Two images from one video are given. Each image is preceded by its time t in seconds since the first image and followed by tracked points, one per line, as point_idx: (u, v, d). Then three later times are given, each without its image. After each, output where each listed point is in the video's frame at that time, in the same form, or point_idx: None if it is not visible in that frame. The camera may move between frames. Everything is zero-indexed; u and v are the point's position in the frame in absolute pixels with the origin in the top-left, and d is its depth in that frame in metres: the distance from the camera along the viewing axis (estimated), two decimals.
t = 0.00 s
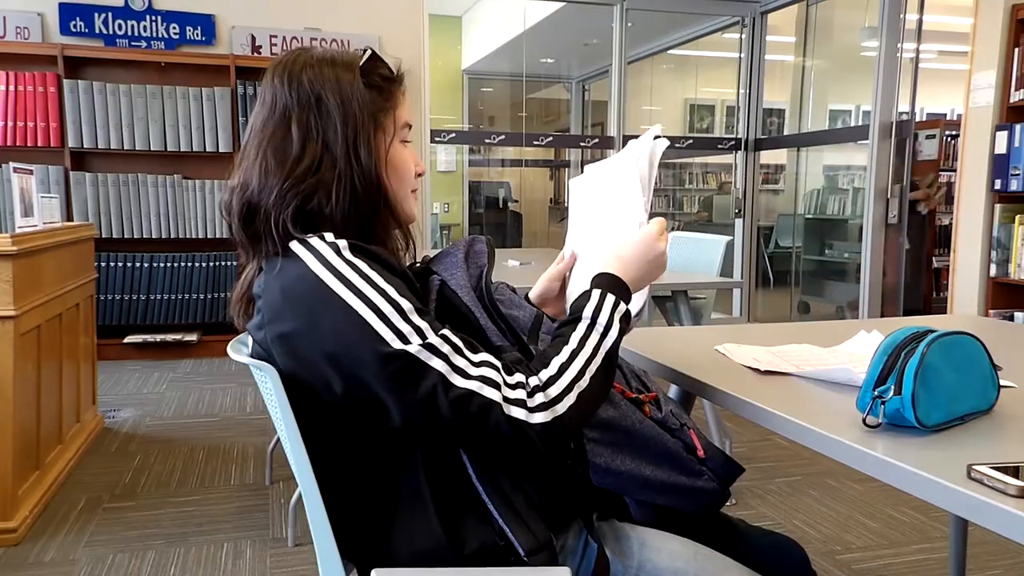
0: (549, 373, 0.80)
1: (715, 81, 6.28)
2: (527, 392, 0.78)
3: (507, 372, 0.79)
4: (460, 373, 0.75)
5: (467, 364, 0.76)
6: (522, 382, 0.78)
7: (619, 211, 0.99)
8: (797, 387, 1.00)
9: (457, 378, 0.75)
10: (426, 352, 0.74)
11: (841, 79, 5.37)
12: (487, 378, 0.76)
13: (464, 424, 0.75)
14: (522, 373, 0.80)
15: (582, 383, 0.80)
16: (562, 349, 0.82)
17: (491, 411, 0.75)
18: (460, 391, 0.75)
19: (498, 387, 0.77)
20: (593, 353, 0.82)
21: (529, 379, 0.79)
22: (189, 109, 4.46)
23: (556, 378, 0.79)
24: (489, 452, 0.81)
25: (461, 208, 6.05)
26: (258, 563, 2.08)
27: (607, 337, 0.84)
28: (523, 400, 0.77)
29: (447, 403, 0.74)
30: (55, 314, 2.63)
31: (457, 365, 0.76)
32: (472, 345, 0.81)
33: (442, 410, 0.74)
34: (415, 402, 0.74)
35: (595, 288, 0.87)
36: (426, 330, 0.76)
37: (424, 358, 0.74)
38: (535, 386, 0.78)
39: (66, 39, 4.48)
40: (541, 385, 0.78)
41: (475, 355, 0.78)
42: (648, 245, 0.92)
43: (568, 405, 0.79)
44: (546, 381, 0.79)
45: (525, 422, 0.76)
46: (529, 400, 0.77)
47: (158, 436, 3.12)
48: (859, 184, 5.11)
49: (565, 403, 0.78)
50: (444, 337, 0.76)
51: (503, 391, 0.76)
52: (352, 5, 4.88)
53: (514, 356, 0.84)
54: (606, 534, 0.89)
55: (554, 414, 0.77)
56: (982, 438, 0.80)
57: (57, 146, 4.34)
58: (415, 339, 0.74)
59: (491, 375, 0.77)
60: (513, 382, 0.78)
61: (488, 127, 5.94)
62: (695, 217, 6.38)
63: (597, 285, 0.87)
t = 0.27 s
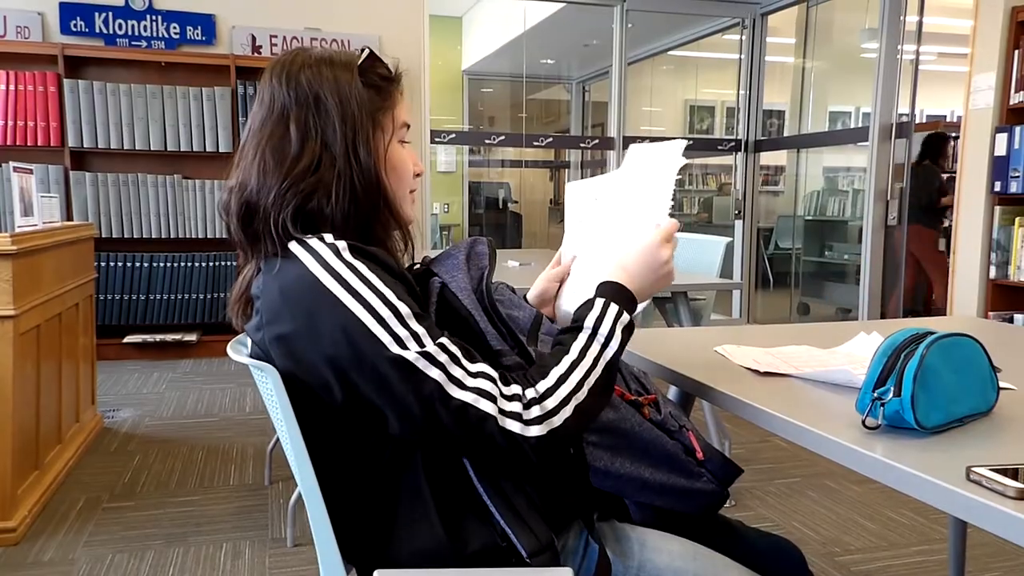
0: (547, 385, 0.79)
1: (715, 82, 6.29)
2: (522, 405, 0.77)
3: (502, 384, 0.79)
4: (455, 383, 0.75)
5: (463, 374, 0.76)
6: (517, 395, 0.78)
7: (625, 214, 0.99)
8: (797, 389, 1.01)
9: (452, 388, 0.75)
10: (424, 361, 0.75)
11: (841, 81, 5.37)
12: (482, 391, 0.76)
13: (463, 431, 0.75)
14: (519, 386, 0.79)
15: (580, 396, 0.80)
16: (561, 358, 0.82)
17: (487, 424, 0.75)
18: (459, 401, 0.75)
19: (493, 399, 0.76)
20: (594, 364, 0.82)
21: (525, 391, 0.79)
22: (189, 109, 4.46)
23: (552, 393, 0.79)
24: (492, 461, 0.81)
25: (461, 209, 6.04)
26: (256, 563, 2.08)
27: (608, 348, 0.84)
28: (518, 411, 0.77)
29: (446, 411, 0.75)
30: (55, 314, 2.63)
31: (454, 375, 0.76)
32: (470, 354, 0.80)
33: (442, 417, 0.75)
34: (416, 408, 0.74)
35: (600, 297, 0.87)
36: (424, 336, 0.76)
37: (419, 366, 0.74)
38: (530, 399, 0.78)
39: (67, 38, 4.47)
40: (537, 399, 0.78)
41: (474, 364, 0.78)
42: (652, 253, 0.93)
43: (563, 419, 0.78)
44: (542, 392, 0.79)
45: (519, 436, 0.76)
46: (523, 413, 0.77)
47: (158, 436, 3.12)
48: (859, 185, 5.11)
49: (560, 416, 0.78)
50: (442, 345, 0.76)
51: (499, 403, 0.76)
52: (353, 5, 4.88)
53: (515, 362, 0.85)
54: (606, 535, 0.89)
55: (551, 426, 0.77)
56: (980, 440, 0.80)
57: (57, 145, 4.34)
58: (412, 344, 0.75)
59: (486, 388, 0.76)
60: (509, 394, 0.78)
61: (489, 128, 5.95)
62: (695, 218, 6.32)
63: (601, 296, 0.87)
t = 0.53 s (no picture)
0: (524, 429, 0.77)
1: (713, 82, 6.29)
2: (490, 448, 0.75)
3: (476, 420, 0.76)
4: (426, 412, 0.74)
5: (437, 404, 0.74)
6: (488, 435, 0.75)
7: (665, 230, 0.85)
8: (795, 389, 1.00)
9: (421, 417, 0.74)
10: (398, 386, 0.74)
11: (840, 81, 5.38)
12: (451, 426, 0.74)
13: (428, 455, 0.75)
14: (492, 426, 0.76)
15: (555, 448, 0.78)
16: (549, 401, 0.79)
17: (449, 457, 0.74)
18: (430, 431, 0.74)
19: (461, 438, 0.74)
20: (582, 414, 0.79)
21: (497, 433, 0.76)
22: (187, 107, 4.45)
23: (521, 442, 0.76)
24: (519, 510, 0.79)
25: (460, 207, 6.04)
26: (254, 562, 2.08)
27: (605, 398, 0.82)
28: (488, 449, 0.75)
29: (411, 437, 0.74)
30: (52, 313, 2.62)
31: (426, 404, 0.74)
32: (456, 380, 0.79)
33: (407, 442, 0.74)
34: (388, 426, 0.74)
35: (614, 340, 0.83)
36: (406, 355, 0.75)
37: (393, 390, 0.74)
38: (502, 443, 0.76)
39: (64, 36, 4.46)
40: (508, 442, 0.76)
41: (452, 393, 0.76)
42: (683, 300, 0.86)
43: (528, 469, 0.77)
44: (517, 432, 0.76)
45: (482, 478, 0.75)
46: (488, 456, 0.75)
47: (155, 435, 3.12)
48: (857, 185, 5.12)
49: (528, 465, 0.76)
50: (422, 370, 0.75)
51: (467, 440, 0.74)
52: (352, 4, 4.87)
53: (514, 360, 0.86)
54: (604, 534, 0.89)
55: (515, 472, 0.76)
56: (978, 440, 0.80)
57: (54, 144, 4.33)
58: (392, 360, 0.74)
59: (455, 423, 0.74)
60: (479, 433, 0.75)
61: (487, 127, 5.95)
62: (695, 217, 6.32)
63: (616, 338, 0.83)
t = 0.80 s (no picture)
0: (506, 443, 0.76)
1: (711, 84, 6.30)
2: (473, 464, 0.75)
3: (461, 436, 0.75)
4: (413, 426, 0.74)
5: (424, 417, 0.75)
6: (471, 451, 0.75)
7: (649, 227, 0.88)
8: (794, 390, 1.01)
9: (409, 430, 0.74)
10: (386, 397, 0.74)
11: (838, 82, 5.39)
12: (436, 441, 0.74)
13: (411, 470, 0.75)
14: (476, 442, 0.76)
15: (536, 460, 0.77)
16: (531, 413, 0.78)
17: (433, 473, 0.74)
18: (413, 443, 0.74)
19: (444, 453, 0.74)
20: (564, 424, 0.79)
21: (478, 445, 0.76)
22: (186, 108, 4.45)
23: (501, 458, 0.75)
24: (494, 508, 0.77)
25: (458, 208, 6.06)
26: (251, 563, 2.08)
27: (586, 406, 0.81)
28: (470, 466, 0.75)
29: (398, 450, 0.74)
30: (50, 313, 2.62)
31: (413, 417, 0.74)
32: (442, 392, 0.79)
33: (393, 454, 0.75)
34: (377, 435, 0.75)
35: (591, 346, 0.83)
36: (395, 365, 0.75)
37: (381, 401, 0.74)
38: (485, 458, 0.75)
39: (63, 37, 4.46)
40: (491, 456, 0.75)
41: (439, 407, 0.76)
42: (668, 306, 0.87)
43: (511, 484, 0.76)
44: (497, 446, 0.76)
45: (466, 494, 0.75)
46: (471, 472, 0.74)
47: (153, 436, 3.11)
48: (855, 187, 5.12)
49: (510, 481, 0.76)
50: (410, 381, 0.75)
51: (450, 457, 0.74)
52: (351, 5, 4.88)
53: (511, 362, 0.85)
54: (601, 535, 0.89)
55: (496, 490, 0.75)
56: (974, 441, 0.81)
57: (53, 144, 4.33)
58: (382, 369, 0.74)
59: (440, 438, 0.74)
60: (463, 449, 0.74)
61: (486, 128, 5.95)
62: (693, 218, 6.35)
63: (592, 345, 0.83)
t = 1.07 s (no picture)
0: (514, 424, 0.76)
1: (710, 83, 6.31)
2: (483, 445, 0.75)
3: (469, 419, 0.76)
4: (423, 413, 0.74)
5: (432, 404, 0.75)
6: (481, 432, 0.76)
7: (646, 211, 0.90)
8: (793, 390, 1.01)
9: (418, 418, 0.74)
10: (392, 386, 0.74)
11: (837, 82, 5.39)
12: (447, 425, 0.74)
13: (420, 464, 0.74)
14: (485, 423, 0.77)
15: (544, 439, 0.77)
16: (532, 395, 0.78)
17: (446, 458, 0.74)
18: (422, 432, 0.74)
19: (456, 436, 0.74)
20: (566, 402, 0.79)
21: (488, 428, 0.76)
22: (185, 107, 4.44)
23: (510, 438, 0.76)
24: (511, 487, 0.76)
25: (458, 208, 6.10)
26: (251, 563, 2.08)
27: (585, 382, 0.80)
28: (480, 449, 0.75)
29: (408, 444, 0.74)
30: (49, 313, 2.62)
31: (421, 405, 0.74)
32: (447, 381, 0.79)
33: (402, 448, 0.74)
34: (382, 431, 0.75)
35: (584, 324, 0.83)
36: (398, 358, 0.75)
37: (387, 392, 0.74)
38: (494, 439, 0.75)
39: (62, 36, 4.46)
40: (499, 437, 0.75)
41: (447, 393, 0.76)
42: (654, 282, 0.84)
43: (522, 463, 0.76)
44: (507, 427, 0.76)
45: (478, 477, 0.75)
46: (481, 454, 0.74)
47: (152, 435, 3.11)
48: (854, 186, 5.13)
49: (521, 459, 0.76)
50: (415, 370, 0.75)
51: (461, 439, 0.74)
52: (350, 5, 4.87)
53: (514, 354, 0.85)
54: (602, 534, 0.89)
55: (509, 469, 0.75)
56: (975, 441, 0.81)
57: (52, 144, 4.32)
58: (384, 362, 0.74)
59: (451, 421, 0.74)
60: (473, 431, 0.75)
61: (485, 128, 5.96)
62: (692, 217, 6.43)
63: (586, 322, 0.83)
